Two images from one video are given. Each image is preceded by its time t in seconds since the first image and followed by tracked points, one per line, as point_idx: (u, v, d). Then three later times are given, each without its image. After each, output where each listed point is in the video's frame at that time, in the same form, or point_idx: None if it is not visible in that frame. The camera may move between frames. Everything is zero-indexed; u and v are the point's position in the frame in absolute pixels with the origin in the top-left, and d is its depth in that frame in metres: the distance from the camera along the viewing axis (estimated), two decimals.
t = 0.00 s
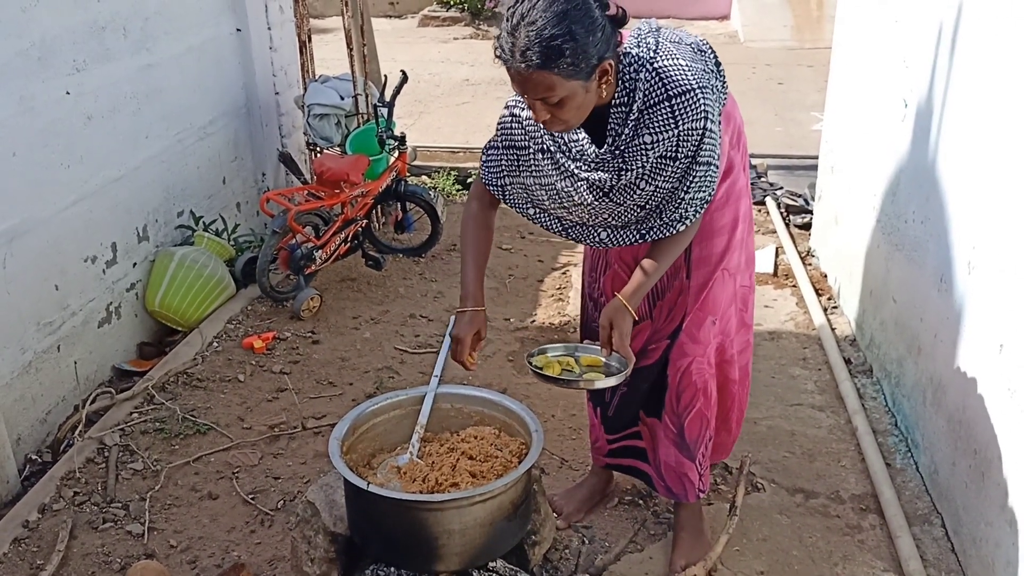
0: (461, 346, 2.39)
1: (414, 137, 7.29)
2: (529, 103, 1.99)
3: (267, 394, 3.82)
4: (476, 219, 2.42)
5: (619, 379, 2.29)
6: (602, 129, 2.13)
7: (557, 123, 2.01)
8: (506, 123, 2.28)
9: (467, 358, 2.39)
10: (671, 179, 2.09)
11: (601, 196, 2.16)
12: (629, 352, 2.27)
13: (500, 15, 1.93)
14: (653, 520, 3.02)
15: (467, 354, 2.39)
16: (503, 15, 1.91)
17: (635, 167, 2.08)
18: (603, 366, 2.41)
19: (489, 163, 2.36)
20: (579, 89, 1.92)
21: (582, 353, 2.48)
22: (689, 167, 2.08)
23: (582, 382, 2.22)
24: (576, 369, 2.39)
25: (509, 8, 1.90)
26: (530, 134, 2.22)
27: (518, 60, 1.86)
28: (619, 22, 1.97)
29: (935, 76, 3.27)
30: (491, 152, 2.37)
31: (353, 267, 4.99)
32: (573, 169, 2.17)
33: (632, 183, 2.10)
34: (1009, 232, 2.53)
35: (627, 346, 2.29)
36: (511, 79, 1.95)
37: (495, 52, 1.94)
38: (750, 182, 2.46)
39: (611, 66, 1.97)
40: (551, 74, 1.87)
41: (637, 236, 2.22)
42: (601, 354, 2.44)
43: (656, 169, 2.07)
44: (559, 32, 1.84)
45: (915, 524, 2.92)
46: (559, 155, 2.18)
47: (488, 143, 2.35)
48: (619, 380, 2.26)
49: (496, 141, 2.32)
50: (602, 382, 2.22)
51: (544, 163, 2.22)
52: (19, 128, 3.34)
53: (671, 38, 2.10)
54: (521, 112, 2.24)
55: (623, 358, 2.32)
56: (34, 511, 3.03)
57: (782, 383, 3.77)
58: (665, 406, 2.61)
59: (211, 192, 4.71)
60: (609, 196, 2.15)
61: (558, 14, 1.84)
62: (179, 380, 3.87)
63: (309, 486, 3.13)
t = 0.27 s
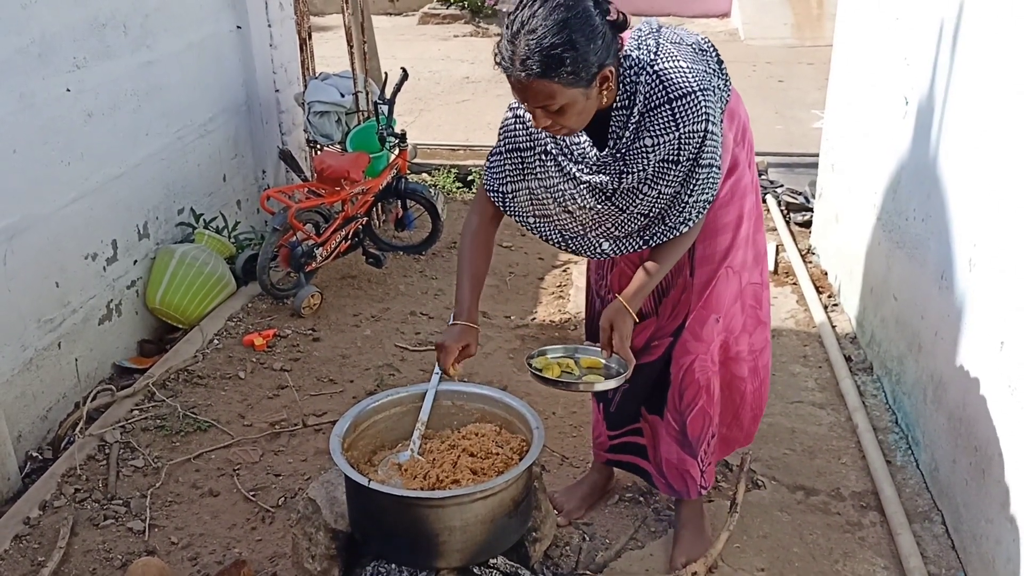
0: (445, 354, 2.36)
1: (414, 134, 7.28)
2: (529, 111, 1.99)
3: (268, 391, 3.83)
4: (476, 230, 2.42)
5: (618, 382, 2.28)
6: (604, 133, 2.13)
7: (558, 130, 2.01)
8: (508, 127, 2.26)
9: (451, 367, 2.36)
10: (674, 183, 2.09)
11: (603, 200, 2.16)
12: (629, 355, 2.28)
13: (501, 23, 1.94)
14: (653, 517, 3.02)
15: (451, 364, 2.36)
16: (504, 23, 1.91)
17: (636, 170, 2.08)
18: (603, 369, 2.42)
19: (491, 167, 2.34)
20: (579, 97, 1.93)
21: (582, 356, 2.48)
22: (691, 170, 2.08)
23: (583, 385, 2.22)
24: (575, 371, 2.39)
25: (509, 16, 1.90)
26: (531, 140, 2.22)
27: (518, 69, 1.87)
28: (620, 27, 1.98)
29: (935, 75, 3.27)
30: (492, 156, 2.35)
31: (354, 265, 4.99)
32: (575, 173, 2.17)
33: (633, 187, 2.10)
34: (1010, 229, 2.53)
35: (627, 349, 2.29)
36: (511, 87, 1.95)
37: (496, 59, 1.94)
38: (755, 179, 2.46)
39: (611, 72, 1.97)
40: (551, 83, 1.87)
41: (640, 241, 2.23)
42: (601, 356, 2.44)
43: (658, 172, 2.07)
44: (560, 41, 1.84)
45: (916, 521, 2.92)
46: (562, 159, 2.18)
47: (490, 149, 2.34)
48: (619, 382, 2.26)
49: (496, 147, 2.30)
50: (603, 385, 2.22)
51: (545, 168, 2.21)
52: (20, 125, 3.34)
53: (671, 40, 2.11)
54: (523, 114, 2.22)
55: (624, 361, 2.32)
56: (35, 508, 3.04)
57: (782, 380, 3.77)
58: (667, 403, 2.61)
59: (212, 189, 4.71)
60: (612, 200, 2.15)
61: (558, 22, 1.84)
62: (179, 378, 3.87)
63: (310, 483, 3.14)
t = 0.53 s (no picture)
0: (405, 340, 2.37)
1: (415, 131, 7.27)
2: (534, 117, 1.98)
3: (269, 388, 3.83)
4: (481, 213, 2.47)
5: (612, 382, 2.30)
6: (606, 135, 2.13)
7: (561, 136, 2.01)
8: (511, 125, 2.27)
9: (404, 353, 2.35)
10: (676, 186, 2.10)
11: (605, 203, 2.15)
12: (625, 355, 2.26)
13: (506, 29, 1.93)
14: (654, 514, 3.02)
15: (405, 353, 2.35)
16: (509, 30, 1.91)
17: (639, 174, 2.08)
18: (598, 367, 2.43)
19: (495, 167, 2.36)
20: (584, 103, 1.92)
21: (577, 355, 2.49)
22: (694, 173, 2.09)
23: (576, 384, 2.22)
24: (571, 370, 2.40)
25: (515, 22, 1.90)
26: (533, 141, 2.21)
27: (524, 74, 1.86)
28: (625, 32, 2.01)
29: (938, 74, 3.26)
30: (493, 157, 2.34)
31: (355, 262, 4.99)
32: (577, 176, 2.16)
33: (636, 191, 2.10)
34: (1011, 227, 2.53)
35: (623, 349, 2.27)
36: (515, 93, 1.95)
37: (501, 65, 1.93)
38: (758, 177, 2.47)
39: (616, 80, 1.98)
40: (557, 89, 1.86)
41: (643, 246, 2.23)
42: (597, 355, 2.46)
43: (661, 176, 2.07)
44: (566, 46, 1.84)
45: (917, 518, 2.92)
46: (564, 161, 2.17)
47: (494, 149, 2.34)
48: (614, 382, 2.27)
49: (502, 148, 2.30)
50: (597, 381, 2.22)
51: (546, 171, 2.20)
52: (20, 122, 3.33)
53: (675, 41, 2.11)
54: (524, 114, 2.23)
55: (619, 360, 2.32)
56: (35, 504, 3.03)
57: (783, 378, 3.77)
58: (669, 400, 2.62)
59: (212, 186, 4.70)
60: (613, 203, 2.15)
61: (564, 28, 1.85)
62: (180, 374, 3.86)
63: (311, 480, 3.14)
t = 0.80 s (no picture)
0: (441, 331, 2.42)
1: (413, 128, 7.26)
2: (533, 113, 1.97)
3: (267, 386, 3.82)
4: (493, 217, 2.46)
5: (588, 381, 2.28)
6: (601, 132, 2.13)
7: (563, 131, 2.00)
8: (511, 126, 2.27)
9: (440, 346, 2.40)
10: (669, 184, 2.09)
11: (600, 201, 2.15)
12: (606, 355, 2.24)
13: (502, 26, 1.92)
14: (653, 512, 3.02)
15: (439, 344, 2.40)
16: (506, 26, 1.89)
17: (632, 171, 2.07)
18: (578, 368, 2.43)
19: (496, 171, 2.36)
20: (585, 95, 1.92)
21: (556, 356, 2.50)
22: (687, 171, 2.08)
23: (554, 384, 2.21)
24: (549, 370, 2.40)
25: (512, 18, 1.89)
26: (529, 139, 2.21)
27: (526, 70, 1.84)
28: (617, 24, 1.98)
29: (936, 72, 3.26)
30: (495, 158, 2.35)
31: (352, 259, 4.98)
32: (573, 174, 2.15)
33: (630, 189, 2.09)
34: (1011, 225, 2.53)
35: (605, 350, 2.25)
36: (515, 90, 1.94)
37: (499, 63, 1.91)
38: (756, 174, 2.46)
39: (615, 69, 1.98)
40: (559, 81, 1.86)
41: (638, 246, 2.22)
42: (578, 356, 2.45)
43: (654, 173, 2.06)
44: (566, 39, 1.83)
45: (915, 517, 2.92)
46: (560, 159, 2.16)
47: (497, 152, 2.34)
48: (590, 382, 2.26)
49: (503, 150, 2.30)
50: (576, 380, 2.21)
51: (544, 170, 2.20)
52: (17, 118, 3.32)
53: (669, 38, 2.10)
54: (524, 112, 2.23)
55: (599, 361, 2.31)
56: (33, 502, 3.03)
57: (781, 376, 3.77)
58: (665, 399, 2.60)
59: (210, 182, 4.69)
60: (608, 202, 2.14)
61: (563, 21, 1.84)
62: (178, 372, 3.85)
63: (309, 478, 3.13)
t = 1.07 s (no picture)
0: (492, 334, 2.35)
1: (407, 128, 7.23)
2: (532, 107, 1.95)
3: (260, 389, 3.78)
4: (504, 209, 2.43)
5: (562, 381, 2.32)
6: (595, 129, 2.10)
7: (563, 123, 1.97)
8: (505, 120, 2.24)
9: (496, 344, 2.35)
10: (661, 184, 2.06)
11: (592, 199, 2.12)
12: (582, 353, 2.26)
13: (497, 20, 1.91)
14: (651, 517, 3.00)
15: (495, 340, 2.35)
16: (501, 15, 1.88)
17: (623, 168, 2.05)
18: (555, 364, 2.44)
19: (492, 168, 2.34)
20: (583, 84, 1.90)
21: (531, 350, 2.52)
22: (679, 172, 2.05)
23: (530, 386, 2.25)
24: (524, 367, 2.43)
25: (508, 8, 1.87)
26: (525, 136, 2.20)
27: (522, 59, 1.83)
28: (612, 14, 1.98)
29: (936, 72, 3.25)
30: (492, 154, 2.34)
31: (347, 260, 4.95)
32: (565, 170, 2.14)
33: (620, 186, 2.07)
34: (1011, 227, 2.52)
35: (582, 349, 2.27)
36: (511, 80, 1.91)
37: (495, 55, 1.90)
38: (752, 176, 2.44)
39: (611, 58, 1.96)
40: (556, 68, 1.84)
41: (627, 245, 2.20)
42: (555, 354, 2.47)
43: (644, 172, 2.03)
44: (562, 26, 1.82)
45: (915, 521, 2.90)
46: (553, 155, 2.15)
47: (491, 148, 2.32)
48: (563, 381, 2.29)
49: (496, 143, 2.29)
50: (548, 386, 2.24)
51: (538, 166, 2.19)
52: (8, 118, 3.28)
53: (666, 37, 2.07)
54: (518, 106, 2.21)
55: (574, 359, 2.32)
56: (23, 508, 2.99)
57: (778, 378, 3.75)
58: (660, 403, 2.58)
59: (203, 183, 4.65)
60: (599, 200, 2.12)
61: (557, 8, 1.83)
62: (171, 375, 3.82)
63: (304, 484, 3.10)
